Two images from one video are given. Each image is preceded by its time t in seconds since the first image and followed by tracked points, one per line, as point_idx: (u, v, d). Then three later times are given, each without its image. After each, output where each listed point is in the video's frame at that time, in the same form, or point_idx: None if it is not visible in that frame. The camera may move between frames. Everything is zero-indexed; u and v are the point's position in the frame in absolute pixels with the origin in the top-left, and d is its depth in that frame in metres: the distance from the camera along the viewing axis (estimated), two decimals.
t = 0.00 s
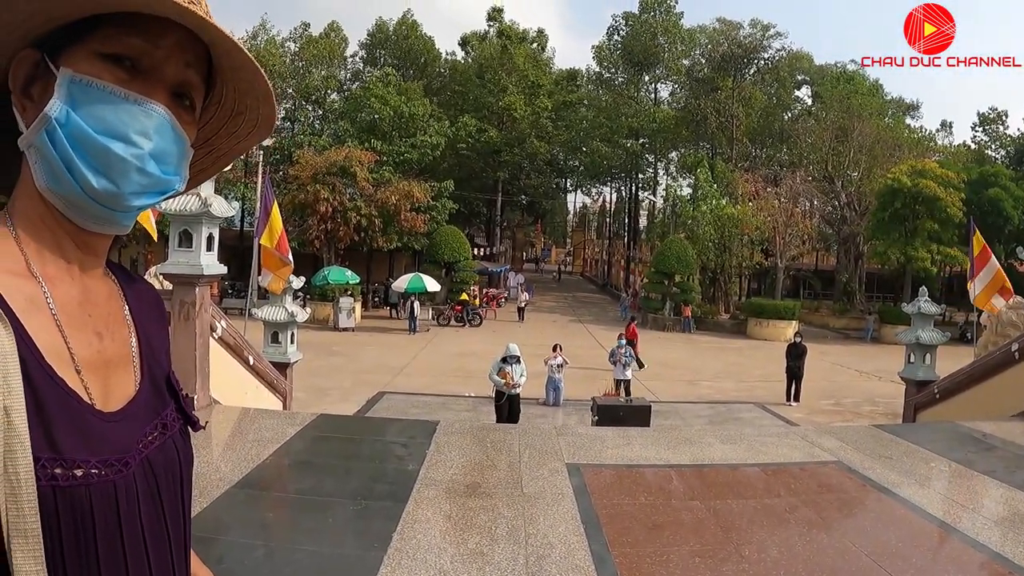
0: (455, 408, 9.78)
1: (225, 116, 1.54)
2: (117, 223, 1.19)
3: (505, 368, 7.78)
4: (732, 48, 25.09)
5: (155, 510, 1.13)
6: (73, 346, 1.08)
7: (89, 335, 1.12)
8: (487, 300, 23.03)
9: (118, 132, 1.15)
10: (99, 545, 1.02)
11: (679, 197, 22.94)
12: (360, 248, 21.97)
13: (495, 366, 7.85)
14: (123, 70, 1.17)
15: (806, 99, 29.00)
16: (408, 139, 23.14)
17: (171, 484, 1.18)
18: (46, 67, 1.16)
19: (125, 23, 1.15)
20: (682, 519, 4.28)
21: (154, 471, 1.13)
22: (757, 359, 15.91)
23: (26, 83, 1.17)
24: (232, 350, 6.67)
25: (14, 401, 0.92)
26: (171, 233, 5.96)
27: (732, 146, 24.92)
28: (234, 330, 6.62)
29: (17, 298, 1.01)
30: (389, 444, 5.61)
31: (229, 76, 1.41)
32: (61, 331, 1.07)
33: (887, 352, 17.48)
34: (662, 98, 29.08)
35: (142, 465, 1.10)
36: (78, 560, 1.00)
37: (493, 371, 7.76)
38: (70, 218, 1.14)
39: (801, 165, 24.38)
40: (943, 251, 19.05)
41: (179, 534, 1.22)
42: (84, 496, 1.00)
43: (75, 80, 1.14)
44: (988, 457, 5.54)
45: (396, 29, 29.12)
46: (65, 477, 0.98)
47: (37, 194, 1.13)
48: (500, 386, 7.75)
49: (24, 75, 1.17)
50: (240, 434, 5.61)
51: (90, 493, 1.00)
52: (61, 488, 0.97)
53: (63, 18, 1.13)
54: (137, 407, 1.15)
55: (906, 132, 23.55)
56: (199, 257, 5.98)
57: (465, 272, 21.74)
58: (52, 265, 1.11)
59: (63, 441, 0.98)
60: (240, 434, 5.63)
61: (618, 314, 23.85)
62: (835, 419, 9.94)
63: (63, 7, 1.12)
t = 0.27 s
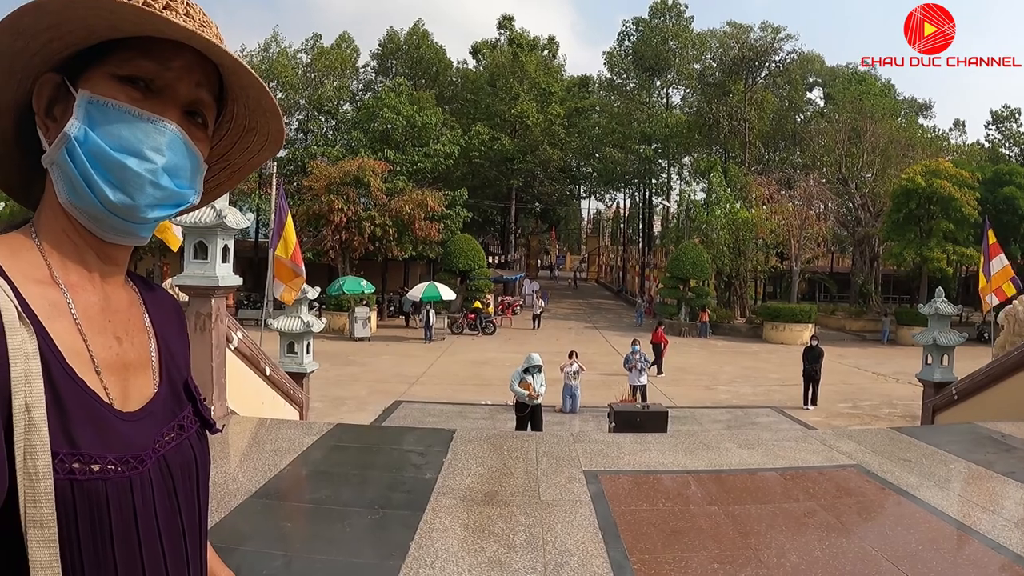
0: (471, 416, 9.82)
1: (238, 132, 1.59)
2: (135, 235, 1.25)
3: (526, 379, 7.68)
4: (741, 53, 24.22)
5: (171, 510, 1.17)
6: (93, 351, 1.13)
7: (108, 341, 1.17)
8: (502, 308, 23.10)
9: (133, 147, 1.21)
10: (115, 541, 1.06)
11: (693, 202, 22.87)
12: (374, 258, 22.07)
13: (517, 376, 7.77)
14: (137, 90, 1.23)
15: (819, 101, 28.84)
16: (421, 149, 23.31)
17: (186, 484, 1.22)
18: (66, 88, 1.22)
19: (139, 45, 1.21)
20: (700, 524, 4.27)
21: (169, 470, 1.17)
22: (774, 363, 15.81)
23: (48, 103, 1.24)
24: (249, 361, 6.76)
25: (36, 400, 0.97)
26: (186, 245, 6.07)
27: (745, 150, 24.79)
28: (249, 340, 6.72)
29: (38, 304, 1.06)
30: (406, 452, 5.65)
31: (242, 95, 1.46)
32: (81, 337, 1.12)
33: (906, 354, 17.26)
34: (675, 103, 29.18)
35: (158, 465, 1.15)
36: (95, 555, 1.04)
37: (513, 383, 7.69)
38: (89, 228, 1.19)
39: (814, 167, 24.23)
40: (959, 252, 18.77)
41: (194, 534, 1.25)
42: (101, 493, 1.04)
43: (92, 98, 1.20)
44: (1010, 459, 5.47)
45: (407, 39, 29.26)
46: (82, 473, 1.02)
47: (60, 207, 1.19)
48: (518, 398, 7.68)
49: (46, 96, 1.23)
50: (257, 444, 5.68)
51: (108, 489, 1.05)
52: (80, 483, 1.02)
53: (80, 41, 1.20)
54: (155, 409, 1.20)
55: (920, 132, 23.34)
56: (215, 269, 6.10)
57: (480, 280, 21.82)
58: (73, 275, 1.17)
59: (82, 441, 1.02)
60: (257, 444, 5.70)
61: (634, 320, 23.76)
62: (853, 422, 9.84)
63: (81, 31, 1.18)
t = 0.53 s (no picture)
0: (482, 421, 9.84)
1: (242, 143, 1.62)
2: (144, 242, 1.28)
3: (546, 387, 7.73)
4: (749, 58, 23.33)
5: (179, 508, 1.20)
6: (104, 353, 1.17)
7: (120, 344, 1.21)
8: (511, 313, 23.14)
9: (140, 157, 1.24)
10: (122, 533, 1.09)
11: (702, 205, 22.79)
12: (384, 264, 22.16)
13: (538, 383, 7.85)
14: (144, 102, 1.27)
15: (827, 102, 28.76)
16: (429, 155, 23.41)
17: (195, 483, 1.25)
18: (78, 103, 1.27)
19: (147, 59, 1.25)
20: (712, 528, 4.26)
21: (178, 468, 1.20)
22: (785, 365, 15.73)
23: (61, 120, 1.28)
24: (260, 368, 6.82)
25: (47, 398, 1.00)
26: (196, 253, 6.14)
27: (754, 152, 24.73)
28: (260, 348, 6.77)
29: (50, 308, 1.10)
30: (417, 458, 5.68)
31: (249, 107, 1.50)
32: (91, 339, 1.15)
33: (919, 355, 17.12)
34: (683, 106, 29.18)
35: (167, 464, 1.18)
36: (102, 548, 1.07)
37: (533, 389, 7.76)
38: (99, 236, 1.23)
39: (823, 168, 24.15)
40: (970, 253, 18.62)
41: (202, 532, 1.28)
42: (108, 489, 1.07)
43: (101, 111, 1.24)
44: None
45: (415, 45, 29.23)
46: (89, 465, 1.05)
47: (75, 215, 1.23)
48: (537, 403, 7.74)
49: (59, 111, 1.27)
50: (269, 451, 5.72)
51: (116, 485, 1.08)
52: (90, 477, 1.05)
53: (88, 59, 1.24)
54: (164, 409, 1.23)
55: (929, 132, 23.21)
56: (224, 276, 6.17)
57: (489, 285, 21.87)
58: (85, 280, 1.20)
59: (91, 437, 1.06)
60: (270, 451, 5.74)
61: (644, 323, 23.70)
62: (865, 424, 9.79)
63: (92, 51, 1.23)
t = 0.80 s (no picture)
0: (487, 423, 9.84)
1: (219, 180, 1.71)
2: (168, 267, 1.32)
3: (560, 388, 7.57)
4: (752, 57, 23.48)
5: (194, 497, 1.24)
6: (123, 355, 1.20)
7: (134, 353, 1.24)
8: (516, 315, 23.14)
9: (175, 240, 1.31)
10: (145, 516, 1.14)
11: (706, 206, 22.74)
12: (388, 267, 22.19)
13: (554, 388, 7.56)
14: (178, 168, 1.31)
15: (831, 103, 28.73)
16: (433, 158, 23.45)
17: (205, 468, 1.28)
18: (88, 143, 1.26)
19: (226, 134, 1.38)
20: (718, 529, 4.25)
21: (192, 456, 1.24)
22: (790, 366, 15.69)
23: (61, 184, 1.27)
24: (264, 371, 6.84)
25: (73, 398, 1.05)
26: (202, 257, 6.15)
27: (758, 153, 24.68)
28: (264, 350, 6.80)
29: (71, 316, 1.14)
30: (422, 461, 5.68)
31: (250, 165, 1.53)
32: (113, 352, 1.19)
33: (924, 356, 17.07)
34: (687, 107, 29.20)
35: (180, 449, 1.21)
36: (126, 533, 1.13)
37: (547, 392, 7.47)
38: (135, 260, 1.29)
39: (827, 169, 24.12)
40: (975, 252, 18.58)
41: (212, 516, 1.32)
42: (131, 478, 1.12)
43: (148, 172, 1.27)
44: None
45: (418, 48, 29.07)
46: (118, 455, 1.11)
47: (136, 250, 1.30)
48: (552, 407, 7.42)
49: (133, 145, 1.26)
50: (274, 454, 5.73)
51: (143, 469, 1.13)
52: (118, 468, 1.10)
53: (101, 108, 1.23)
54: (175, 401, 1.26)
55: (933, 131, 23.15)
56: (230, 279, 6.17)
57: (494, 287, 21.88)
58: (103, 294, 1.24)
59: (116, 430, 1.11)
60: (274, 454, 5.75)
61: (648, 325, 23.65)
62: (871, 425, 9.74)
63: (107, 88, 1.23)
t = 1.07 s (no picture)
0: (487, 424, 9.84)
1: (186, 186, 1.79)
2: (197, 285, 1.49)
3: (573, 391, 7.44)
4: (752, 58, 23.18)
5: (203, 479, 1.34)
6: (135, 358, 1.32)
7: (148, 360, 1.35)
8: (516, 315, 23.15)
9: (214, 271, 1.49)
10: (164, 495, 1.25)
11: (707, 206, 22.72)
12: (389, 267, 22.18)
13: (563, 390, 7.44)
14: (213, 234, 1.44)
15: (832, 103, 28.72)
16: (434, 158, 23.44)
17: (211, 452, 1.38)
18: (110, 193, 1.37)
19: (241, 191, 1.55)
20: (719, 530, 4.25)
21: (199, 437, 1.35)
22: (791, 366, 15.68)
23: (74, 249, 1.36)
24: (265, 371, 6.86)
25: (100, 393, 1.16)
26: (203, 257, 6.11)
27: (758, 153, 24.66)
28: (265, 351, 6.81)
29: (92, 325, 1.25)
30: (423, 461, 5.68)
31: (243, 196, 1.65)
32: (130, 355, 1.31)
33: (925, 356, 17.05)
34: (687, 107, 29.22)
35: (188, 432, 1.32)
36: (149, 512, 1.23)
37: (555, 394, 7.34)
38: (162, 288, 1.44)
39: (828, 169, 24.09)
40: (976, 252, 18.56)
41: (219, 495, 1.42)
42: (147, 459, 1.23)
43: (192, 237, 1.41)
44: None
45: (418, 48, 28.94)
46: (138, 440, 1.22)
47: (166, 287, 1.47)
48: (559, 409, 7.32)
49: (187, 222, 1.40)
50: (275, 455, 5.73)
51: (160, 449, 1.24)
52: (138, 450, 1.22)
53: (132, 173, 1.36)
54: (184, 393, 1.37)
55: (933, 131, 23.13)
56: (231, 280, 6.11)
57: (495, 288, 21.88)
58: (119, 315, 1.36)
59: (136, 419, 1.23)
60: (275, 454, 5.76)
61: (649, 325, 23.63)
62: (872, 425, 9.73)
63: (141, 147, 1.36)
